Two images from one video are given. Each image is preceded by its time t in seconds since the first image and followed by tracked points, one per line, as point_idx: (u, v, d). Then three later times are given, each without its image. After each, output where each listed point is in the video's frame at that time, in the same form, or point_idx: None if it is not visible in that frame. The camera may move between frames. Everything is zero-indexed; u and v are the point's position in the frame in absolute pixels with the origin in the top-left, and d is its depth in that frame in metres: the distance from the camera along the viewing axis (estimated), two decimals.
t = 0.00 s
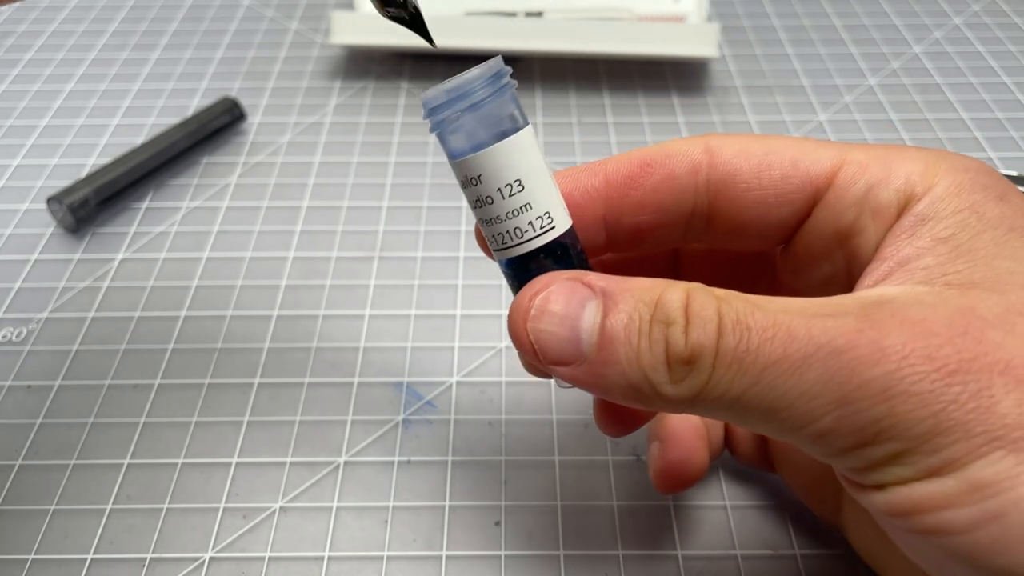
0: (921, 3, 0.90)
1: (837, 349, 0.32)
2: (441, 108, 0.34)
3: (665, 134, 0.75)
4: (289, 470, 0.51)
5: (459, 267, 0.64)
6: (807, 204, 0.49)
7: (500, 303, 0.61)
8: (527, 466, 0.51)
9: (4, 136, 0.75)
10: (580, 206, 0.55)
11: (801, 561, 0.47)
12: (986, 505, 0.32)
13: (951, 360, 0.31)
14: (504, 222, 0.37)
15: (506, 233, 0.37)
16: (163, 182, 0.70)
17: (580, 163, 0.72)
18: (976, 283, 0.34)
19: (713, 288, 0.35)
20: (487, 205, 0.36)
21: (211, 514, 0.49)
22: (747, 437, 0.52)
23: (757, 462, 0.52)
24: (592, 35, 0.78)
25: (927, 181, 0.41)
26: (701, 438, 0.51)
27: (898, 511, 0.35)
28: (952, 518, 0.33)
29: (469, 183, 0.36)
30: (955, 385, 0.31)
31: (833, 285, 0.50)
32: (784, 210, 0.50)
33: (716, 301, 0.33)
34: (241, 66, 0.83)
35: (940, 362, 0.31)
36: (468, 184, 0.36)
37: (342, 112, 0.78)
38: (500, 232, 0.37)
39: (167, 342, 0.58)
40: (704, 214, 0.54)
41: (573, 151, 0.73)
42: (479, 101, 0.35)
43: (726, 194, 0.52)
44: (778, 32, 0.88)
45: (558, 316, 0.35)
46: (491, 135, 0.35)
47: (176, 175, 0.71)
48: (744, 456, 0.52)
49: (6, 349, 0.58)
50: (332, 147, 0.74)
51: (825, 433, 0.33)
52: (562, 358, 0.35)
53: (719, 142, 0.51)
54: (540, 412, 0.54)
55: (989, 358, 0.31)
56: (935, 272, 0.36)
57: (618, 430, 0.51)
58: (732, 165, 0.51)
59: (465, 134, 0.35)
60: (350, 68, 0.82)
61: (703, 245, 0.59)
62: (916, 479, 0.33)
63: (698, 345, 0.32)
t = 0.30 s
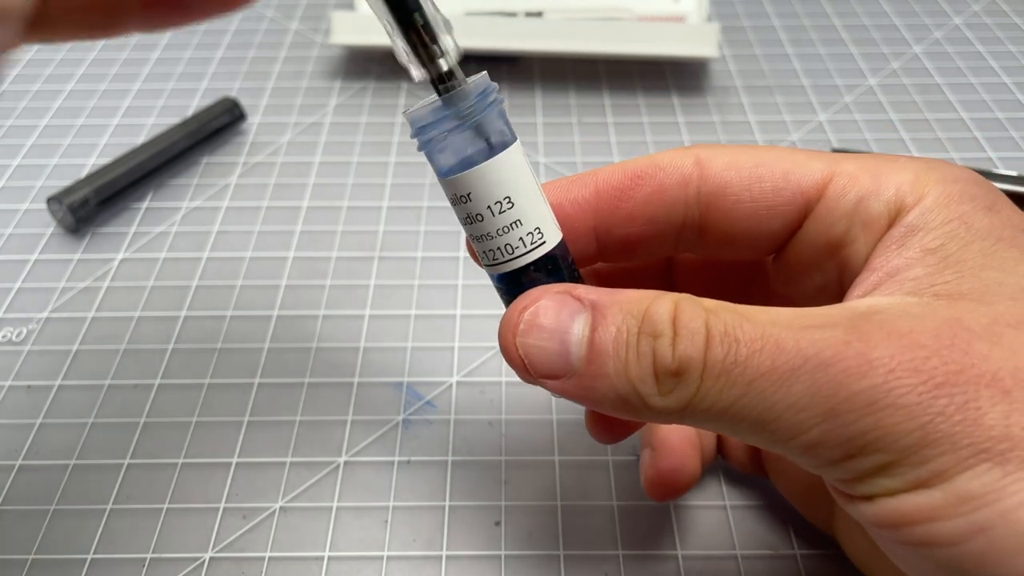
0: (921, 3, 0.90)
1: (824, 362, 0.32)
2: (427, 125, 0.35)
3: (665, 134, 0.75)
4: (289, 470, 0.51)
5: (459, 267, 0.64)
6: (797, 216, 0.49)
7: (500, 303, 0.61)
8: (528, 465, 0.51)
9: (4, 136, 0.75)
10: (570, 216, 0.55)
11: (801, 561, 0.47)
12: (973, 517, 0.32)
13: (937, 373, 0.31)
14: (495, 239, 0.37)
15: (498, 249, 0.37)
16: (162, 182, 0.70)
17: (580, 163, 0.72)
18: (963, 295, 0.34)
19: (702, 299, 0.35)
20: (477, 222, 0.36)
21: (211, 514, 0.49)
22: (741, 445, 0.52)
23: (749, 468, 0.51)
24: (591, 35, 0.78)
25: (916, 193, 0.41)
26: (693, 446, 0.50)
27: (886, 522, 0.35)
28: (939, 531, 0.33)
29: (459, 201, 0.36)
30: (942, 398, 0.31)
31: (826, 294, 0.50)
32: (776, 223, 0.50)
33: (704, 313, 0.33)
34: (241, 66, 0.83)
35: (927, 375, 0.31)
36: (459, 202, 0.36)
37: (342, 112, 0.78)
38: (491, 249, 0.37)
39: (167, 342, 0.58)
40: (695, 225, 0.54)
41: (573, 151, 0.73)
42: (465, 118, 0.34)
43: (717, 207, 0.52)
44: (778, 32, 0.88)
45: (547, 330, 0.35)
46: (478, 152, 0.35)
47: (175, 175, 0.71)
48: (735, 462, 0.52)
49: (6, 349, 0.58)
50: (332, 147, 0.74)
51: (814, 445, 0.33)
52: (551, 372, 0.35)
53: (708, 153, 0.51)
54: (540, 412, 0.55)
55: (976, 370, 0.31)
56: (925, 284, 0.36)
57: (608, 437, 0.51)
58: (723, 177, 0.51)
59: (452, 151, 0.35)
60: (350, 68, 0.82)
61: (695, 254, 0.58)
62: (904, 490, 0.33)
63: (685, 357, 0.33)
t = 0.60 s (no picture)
0: (921, 3, 0.90)
1: (828, 363, 0.32)
2: (427, 152, 0.34)
3: (665, 134, 0.75)
4: (289, 470, 0.51)
5: (459, 267, 0.64)
6: (801, 214, 0.49)
7: (500, 303, 0.61)
8: (528, 465, 0.51)
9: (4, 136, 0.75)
10: (572, 215, 0.55)
11: (801, 561, 0.47)
12: (981, 514, 0.32)
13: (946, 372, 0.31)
14: (508, 255, 0.37)
15: (511, 264, 0.37)
16: (162, 182, 0.70)
17: (580, 163, 0.72)
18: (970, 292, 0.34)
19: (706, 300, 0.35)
20: (486, 242, 0.36)
21: (211, 514, 0.49)
22: (735, 442, 0.53)
23: (745, 466, 0.52)
24: (592, 35, 0.78)
25: (919, 188, 0.41)
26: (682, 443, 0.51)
27: (893, 521, 0.35)
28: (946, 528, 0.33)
29: (470, 222, 0.36)
30: (951, 396, 0.31)
31: (830, 292, 0.50)
32: (779, 222, 0.50)
33: (705, 317, 0.33)
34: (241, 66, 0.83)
35: (935, 374, 0.31)
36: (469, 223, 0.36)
37: (342, 112, 0.78)
38: (503, 265, 0.37)
39: (167, 342, 0.58)
40: (698, 226, 0.54)
41: (573, 151, 0.73)
42: (464, 142, 0.34)
43: (720, 205, 0.51)
44: (778, 32, 0.88)
45: (551, 351, 0.37)
46: (480, 175, 0.35)
47: (176, 175, 0.71)
48: (732, 461, 0.52)
49: (5, 349, 0.58)
50: (332, 147, 0.74)
51: (822, 446, 0.33)
52: (562, 391, 0.37)
53: (711, 151, 0.51)
54: (540, 412, 0.55)
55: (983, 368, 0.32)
56: (931, 279, 0.36)
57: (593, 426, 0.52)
58: (725, 175, 0.51)
59: (453, 175, 0.35)
60: (350, 68, 0.82)
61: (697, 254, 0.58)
62: (912, 489, 0.33)
63: (685, 363, 0.33)
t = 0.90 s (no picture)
0: (921, 3, 0.90)
1: (830, 360, 0.32)
2: (426, 129, 0.35)
3: (665, 134, 0.75)
4: (289, 470, 0.51)
5: (459, 267, 0.64)
6: (801, 210, 0.49)
7: (500, 303, 0.61)
8: (528, 465, 0.51)
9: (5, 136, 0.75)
10: (574, 211, 0.55)
11: (801, 562, 0.47)
12: (981, 511, 0.32)
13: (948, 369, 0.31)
14: (504, 234, 0.36)
15: (507, 244, 0.37)
16: (162, 182, 0.70)
17: (580, 163, 0.72)
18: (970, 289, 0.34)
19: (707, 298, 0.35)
20: (484, 221, 0.36)
21: (211, 514, 0.49)
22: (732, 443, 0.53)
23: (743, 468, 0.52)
24: (592, 35, 0.78)
25: (919, 185, 0.41)
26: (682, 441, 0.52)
27: (894, 517, 0.35)
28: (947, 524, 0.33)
29: (466, 201, 0.36)
30: (953, 394, 0.31)
31: (830, 289, 0.49)
32: (779, 218, 0.50)
33: (705, 315, 0.33)
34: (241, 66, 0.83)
35: (937, 371, 0.31)
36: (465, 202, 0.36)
37: (342, 112, 0.78)
38: (498, 246, 0.37)
39: (168, 342, 0.58)
40: (700, 222, 0.54)
41: (573, 151, 0.73)
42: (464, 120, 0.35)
43: (720, 201, 0.51)
44: (778, 32, 0.88)
45: (551, 350, 0.37)
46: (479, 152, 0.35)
47: (176, 176, 0.71)
48: (731, 463, 0.53)
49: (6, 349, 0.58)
50: (332, 147, 0.74)
51: (824, 443, 0.33)
52: (561, 388, 0.37)
53: (712, 148, 0.52)
54: (540, 412, 0.54)
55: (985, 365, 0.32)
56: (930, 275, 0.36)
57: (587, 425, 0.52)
58: (726, 170, 0.51)
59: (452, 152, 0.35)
60: (350, 68, 0.82)
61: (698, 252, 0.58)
62: (914, 486, 0.33)
63: (686, 360, 0.33)
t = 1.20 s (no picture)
0: (921, 3, 0.90)
1: (840, 349, 0.32)
2: (428, 116, 0.35)
3: (665, 134, 0.75)
4: (289, 470, 0.51)
5: (459, 266, 0.64)
6: (808, 205, 0.49)
7: (500, 302, 0.61)
8: (528, 464, 0.51)
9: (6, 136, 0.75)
10: (583, 202, 0.55)
11: (801, 561, 0.47)
12: (988, 502, 0.32)
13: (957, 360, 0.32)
14: (508, 223, 0.36)
15: (512, 233, 0.37)
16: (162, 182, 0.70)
17: (580, 162, 0.72)
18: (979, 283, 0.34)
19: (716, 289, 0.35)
20: (489, 208, 0.36)
21: (211, 514, 0.49)
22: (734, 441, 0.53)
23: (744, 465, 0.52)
24: (591, 35, 0.78)
25: (927, 181, 0.42)
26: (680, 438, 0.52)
27: (900, 508, 0.35)
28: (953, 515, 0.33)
29: (469, 189, 0.36)
30: (962, 384, 0.31)
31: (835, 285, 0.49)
32: (785, 212, 0.50)
33: (715, 304, 0.33)
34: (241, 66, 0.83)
35: (946, 362, 0.31)
36: (468, 190, 0.36)
37: (342, 112, 0.78)
38: (503, 235, 0.37)
39: (167, 342, 0.58)
40: (708, 214, 0.54)
41: (573, 151, 0.73)
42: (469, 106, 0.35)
43: (727, 194, 0.51)
44: (778, 32, 0.88)
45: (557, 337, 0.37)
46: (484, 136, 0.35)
47: (175, 176, 0.71)
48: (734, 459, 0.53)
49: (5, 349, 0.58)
50: (331, 147, 0.74)
51: (831, 433, 0.33)
52: (565, 374, 0.37)
53: (722, 142, 0.52)
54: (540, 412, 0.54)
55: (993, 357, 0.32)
56: (940, 269, 0.36)
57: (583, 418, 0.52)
58: (736, 164, 0.51)
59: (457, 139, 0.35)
60: (350, 68, 0.82)
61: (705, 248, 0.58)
62: (921, 477, 0.33)
63: (694, 348, 0.33)
